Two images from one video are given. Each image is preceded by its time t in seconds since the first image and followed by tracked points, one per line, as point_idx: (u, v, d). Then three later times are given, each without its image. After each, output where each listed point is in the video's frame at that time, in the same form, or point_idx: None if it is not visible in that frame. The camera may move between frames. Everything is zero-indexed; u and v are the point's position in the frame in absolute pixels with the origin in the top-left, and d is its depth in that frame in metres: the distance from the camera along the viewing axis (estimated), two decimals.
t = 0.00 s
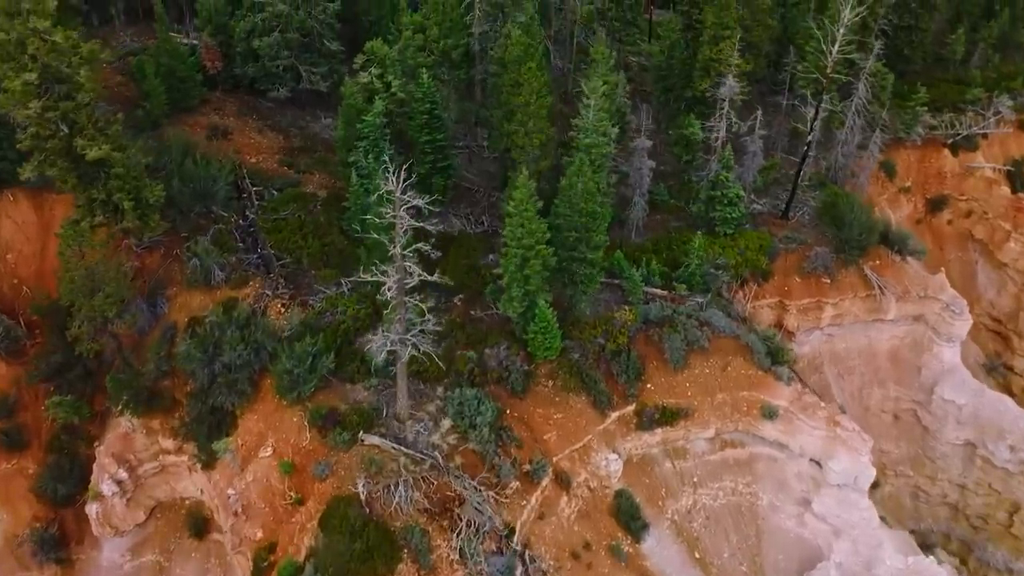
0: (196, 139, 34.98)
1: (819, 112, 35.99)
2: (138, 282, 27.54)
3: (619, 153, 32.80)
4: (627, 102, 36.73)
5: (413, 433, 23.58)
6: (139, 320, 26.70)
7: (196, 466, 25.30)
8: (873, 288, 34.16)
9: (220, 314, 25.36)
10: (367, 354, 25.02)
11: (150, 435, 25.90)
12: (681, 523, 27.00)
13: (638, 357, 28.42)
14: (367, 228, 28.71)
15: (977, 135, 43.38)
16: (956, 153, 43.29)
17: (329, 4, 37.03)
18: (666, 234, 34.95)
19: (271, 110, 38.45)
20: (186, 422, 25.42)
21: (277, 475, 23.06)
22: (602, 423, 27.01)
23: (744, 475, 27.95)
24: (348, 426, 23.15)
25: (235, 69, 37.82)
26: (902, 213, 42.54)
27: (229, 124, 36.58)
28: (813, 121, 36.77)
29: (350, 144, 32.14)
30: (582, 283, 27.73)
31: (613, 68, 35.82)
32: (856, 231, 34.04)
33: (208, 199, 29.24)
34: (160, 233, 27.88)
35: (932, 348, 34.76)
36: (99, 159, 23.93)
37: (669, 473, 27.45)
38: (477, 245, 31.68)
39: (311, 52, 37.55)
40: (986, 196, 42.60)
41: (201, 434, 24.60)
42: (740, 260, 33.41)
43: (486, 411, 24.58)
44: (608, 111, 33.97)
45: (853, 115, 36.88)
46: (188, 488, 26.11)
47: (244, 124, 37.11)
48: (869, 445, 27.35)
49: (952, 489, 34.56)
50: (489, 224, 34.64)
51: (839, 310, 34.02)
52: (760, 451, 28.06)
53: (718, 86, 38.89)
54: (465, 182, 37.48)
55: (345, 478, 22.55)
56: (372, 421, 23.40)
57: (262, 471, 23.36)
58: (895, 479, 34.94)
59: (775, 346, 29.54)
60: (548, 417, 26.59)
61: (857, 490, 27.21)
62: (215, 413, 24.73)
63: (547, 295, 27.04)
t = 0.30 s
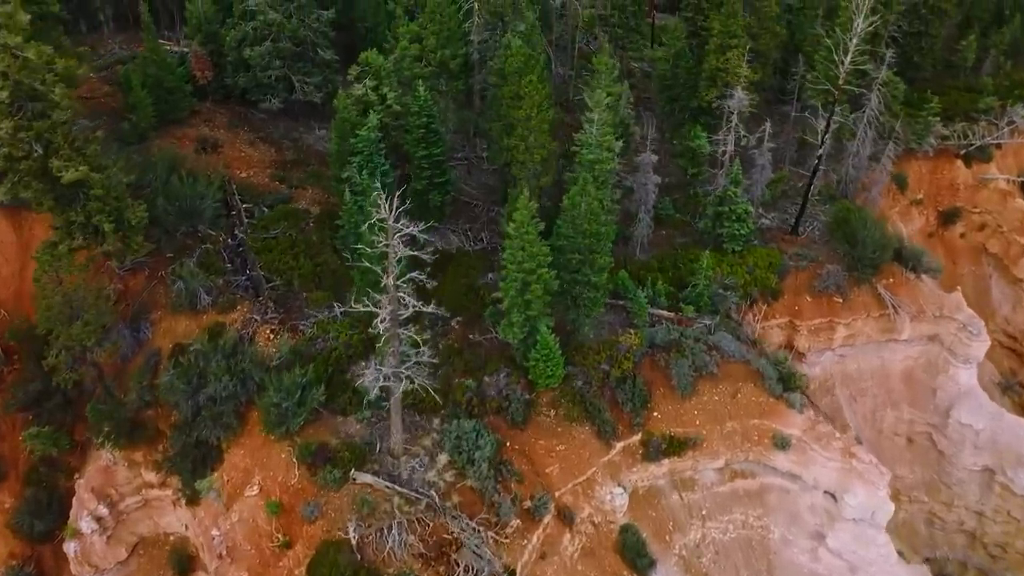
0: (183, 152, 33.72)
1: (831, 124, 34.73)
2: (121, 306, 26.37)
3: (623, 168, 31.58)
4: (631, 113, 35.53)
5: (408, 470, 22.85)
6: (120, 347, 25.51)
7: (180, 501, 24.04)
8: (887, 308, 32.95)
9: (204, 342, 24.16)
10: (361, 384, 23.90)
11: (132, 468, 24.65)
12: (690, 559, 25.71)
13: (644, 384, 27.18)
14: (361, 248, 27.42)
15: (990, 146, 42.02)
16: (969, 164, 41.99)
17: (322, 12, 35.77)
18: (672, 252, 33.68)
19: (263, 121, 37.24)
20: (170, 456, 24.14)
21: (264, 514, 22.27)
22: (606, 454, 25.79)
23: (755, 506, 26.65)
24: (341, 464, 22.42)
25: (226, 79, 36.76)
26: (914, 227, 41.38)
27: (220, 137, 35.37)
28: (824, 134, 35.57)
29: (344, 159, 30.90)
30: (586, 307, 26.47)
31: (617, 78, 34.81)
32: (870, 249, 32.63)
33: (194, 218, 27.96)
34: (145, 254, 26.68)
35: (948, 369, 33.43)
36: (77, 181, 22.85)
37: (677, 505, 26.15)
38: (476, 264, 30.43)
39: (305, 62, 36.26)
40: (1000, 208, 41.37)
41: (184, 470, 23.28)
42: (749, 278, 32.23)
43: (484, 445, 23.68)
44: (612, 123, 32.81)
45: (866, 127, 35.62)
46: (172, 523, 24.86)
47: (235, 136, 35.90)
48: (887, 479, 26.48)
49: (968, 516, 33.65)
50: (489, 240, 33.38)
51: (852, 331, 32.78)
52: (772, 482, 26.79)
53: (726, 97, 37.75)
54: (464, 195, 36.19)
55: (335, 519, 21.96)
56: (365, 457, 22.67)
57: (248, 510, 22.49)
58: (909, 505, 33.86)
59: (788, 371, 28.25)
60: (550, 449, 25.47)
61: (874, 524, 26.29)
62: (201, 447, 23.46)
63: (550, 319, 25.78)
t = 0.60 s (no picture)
0: (169, 170, 32.36)
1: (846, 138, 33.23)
2: (99, 336, 25.03)
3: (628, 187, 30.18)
4: (636, 127, 34.14)
5: (401, 517, 22.16)
6: (97, 380, 24.17)
7: (161, 546, 22.61)
8: (904, 332, 31.53)
9: (185, 380, 22.96)
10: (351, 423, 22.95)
11: (109, 510, 23.25)
12: None
13: (651, 418, 25.75)
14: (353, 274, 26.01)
15: (1007, 159, 40.39)
16: (985, 178, 40.55)
17: (315, 22, 34.44)
18: (680, 274, 32.25)
19: (253, 135, 35.87)
20: (149, 498, 22.72)
21: (248, 566, 21.51)
22: (612, 494, 24.41)
23: (770, 547, 25.28)
24: (329, 512, 21.78)
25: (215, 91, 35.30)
26: (928, 243, 39.95)
27: (208, 152, 33.98)
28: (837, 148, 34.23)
29: (336, 178, 29.45)
30: (590, 338, 25.05)
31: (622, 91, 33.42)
32: (885, 270, 31.23)
33: (177, 242, 26.59)
34: (125, 281, 25.31)
35: (967, 396, 32.07)
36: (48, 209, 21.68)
37: (686, 546, 24.74)
38: (474, 288, 28.98)
39: (296, 74, 34.82)
40: (1016, 224, 40.16)
41: (164, 515, 22.28)
42: (760, 301, 30.90)
43: (483, 489, 22.57)
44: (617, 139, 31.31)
45: (880, 141, 34.23)
46: (152, 568, 23.32)
47: (223, 151, 34.50)
48: (910, 523, 25.45)
49: (989, 547, 32.55)
50: (488, 261, 31.99)
51: (867, 356, 31.38)
52: (787, 521, 25.48)
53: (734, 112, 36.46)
54: (462, 212, 34.96)
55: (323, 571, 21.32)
56: (355, 505, 22.00)
57: (230, 561, 21.65)
58: (927, 538, 32.65)
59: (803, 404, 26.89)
60: (553, 489, 24.10)
61: (894, 568, 25.42)
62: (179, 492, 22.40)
63: (553, 351, 24.37)
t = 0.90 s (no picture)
0: (156, 186, 31.12)
1: (859, 151, 31.89)
2: (79, 366, 23.82)
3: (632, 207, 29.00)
4: (641, 141, 33.01)
5: (394, 566, 21.38)
6: (75, 414, 22.99)
7: None
8: (920, 356, 30.39)
9: (166, 416, 21.84)
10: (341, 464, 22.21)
11: (87, 553, 22.35)
12: None
13: (658, 451, 24.60)
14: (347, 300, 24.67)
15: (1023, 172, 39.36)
16: (1001, 191, 39.28)
17: (308, 32, 33.04)
18: (688, 295, 30.98)
19: (245, 149, 34.68)
20: (128, 541, 21.65)
21: None
22: (618, 534, 23.30)
23: None
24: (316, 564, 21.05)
25: (205, 103, 34.09)
26: (942, 259, 38.70)
27: (197, 168, 32.84)
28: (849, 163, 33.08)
29: (330, 197, 28.26)
30: (595, 368, 23.87)
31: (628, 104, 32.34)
32: (902, 291, 30.05)
33: (161, 266, 25.31)
34: (105, 308, 24.08)
35: (987, 422, 31.03)
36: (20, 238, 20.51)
37: None
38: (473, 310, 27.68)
39: (289, 85, 33.59)
40: None
41: (144, 560, 21.37)
42: (770, 324, 29.74)
43: (482, 533, 21.71)
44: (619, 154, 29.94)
45: (892, 156, 32.97)
46: None
47: (213, 166, 33.30)
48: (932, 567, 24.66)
49: None
50: (487, 280, 30.81)
51: (882, 381, 30.16)
52: (802, 560, 24.28)
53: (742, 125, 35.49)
54: (461, 227, 33.91)
55: None
56: (346, 553, 21.30)
57: None
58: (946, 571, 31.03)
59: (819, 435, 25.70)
60: (556, 530, 23.07)
61: None
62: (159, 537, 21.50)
63: (556, 383, 23.17)
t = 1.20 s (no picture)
0: (140, 211, 29.76)
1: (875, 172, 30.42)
2: (54, 407, 22.42)
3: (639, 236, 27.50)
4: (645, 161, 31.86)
5: None
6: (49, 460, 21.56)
7: None
8: (939, 389, 29.36)
9: (143, 468, 21.34)
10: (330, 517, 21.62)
11: None
12: None
13: (667, 497, 23.54)
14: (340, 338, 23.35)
15: None
16: (1019, 210, 37.82)
17: (300, 47, 31.88)
18: (696, 323, 29.59)
19: (234, 168, 33.37)
20: None
21: None
22: None
23: None
24: None
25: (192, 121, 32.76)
26: (958, 280, 37.08)
27: (184, 189, 31.55)
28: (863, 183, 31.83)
29: (321, 224, 26.94)
30: (600, 409, 22.61)
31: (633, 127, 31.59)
32: (920, 321, 28.83)
33: (143, 299, 23.92)
34: (82, 346, 22.70)
35: (1007, 456, 30.02)
36: None
37: None
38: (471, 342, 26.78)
39: (280, 102, 32.32)
40: None
41: None
42: (783, 355, 28.46)
43: None
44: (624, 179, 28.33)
45: (909, 176, 31.44)
46: None
47: (200, 187, 32.01)
48: None
49: None
50: (486, 308, 29.41)
51: (898, 415, 29.00)
52: None
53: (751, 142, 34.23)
54: (459, 250, 32.70)
55: None
56: None
57: None
58: None
59: (834, 479, 24.98)
60: None
61: None
62: None
63: (560, 428, 21.90)
